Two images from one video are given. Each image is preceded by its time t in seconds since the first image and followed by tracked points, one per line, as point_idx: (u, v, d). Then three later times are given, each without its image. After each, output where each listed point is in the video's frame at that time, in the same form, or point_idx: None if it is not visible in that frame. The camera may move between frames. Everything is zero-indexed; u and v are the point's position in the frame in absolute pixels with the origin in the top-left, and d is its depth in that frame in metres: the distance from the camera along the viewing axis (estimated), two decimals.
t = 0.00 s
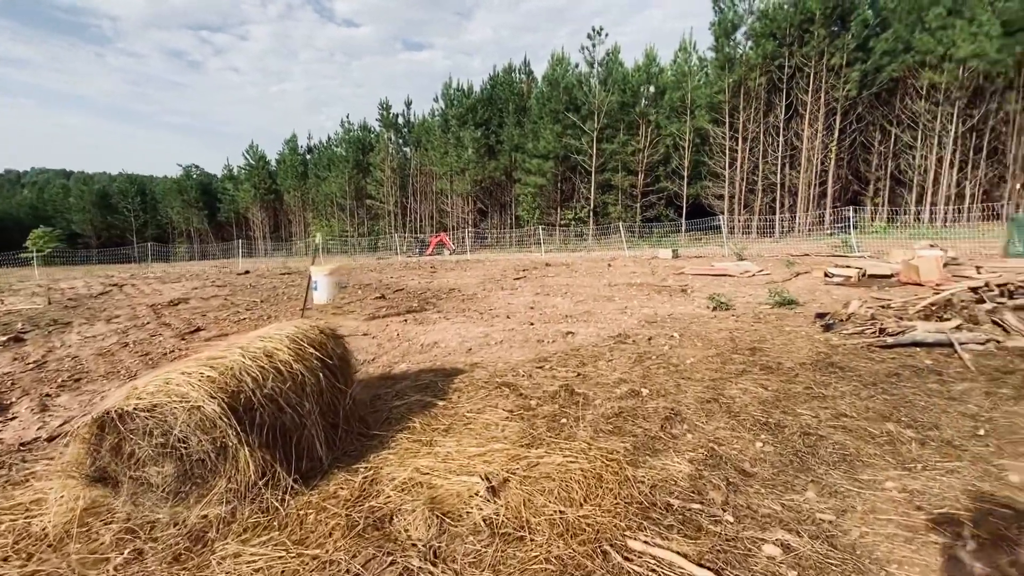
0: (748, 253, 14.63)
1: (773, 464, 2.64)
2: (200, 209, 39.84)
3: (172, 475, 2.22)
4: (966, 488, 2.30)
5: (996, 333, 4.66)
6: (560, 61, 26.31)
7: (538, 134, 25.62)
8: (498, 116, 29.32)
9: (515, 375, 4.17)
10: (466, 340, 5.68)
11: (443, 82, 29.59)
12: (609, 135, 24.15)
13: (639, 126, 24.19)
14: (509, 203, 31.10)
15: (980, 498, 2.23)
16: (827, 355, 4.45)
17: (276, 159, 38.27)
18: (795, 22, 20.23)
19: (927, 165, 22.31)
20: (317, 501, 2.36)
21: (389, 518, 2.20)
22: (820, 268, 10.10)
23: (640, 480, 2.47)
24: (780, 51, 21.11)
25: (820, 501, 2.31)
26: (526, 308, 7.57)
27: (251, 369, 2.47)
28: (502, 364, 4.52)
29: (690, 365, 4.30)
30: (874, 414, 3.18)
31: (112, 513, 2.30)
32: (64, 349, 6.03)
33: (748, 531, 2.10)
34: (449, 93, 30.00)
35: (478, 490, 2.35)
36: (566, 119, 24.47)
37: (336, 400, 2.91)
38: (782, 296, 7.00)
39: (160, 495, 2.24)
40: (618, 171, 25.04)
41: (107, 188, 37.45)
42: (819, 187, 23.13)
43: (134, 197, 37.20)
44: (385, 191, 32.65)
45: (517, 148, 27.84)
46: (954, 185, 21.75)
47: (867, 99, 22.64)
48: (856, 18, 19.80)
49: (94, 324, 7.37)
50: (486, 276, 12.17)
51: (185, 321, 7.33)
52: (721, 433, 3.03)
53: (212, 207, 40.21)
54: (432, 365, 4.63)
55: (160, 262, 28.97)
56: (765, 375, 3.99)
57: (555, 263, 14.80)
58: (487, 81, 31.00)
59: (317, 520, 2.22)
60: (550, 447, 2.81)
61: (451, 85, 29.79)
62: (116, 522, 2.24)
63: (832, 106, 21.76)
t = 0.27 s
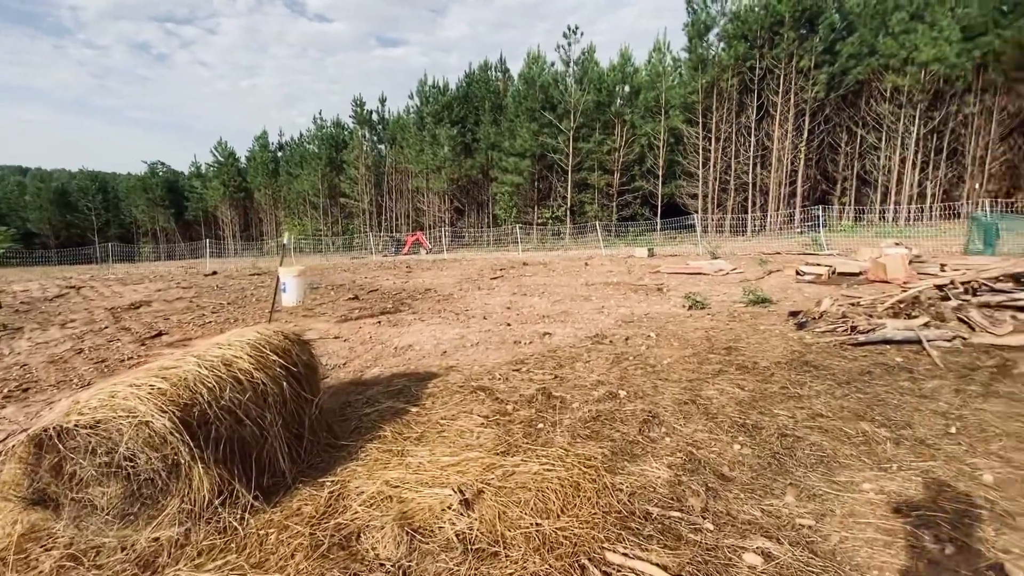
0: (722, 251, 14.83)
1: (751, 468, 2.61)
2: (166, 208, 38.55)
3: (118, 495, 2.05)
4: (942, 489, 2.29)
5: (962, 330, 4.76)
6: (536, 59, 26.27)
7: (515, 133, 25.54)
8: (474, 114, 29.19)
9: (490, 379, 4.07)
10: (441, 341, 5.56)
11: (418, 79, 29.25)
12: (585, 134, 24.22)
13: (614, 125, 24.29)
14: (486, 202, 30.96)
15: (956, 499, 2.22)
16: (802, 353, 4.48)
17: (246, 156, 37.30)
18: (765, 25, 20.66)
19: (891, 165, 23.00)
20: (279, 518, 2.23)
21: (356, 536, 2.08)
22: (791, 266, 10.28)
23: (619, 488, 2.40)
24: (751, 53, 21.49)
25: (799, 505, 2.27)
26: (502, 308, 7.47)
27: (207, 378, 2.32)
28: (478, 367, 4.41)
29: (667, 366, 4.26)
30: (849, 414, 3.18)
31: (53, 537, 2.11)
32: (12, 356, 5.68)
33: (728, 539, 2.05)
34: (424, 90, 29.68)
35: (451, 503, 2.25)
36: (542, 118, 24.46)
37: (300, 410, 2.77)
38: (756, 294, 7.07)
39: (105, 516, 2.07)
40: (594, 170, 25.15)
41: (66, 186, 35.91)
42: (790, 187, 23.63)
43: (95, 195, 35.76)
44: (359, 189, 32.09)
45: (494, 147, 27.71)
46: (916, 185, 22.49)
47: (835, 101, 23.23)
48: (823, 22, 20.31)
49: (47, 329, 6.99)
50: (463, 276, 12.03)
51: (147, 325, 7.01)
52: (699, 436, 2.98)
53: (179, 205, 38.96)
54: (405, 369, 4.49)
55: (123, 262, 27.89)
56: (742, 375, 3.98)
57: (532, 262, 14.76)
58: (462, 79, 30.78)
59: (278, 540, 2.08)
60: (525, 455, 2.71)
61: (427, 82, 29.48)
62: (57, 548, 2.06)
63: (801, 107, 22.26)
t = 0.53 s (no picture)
0: (697, 250, 14.97)
1: (732, 471, 2.56)
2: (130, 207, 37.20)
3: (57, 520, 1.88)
4: (921, 490, 2.27)
5: (932, 327, 4.83)
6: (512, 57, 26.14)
7: (491, 131, 25.37)
8: (450, 112, 28.96)
9: (466, 383, 3.95)
10: (416, 344, 5.41)
11: (393, 75, 28.81)
12: (561, 133, 24.20)
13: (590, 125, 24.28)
14: (464, 200, 30.73)
15: (937, 501, 2.20)
16: (778, 352, 4.48)
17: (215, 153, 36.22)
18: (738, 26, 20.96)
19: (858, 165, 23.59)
20: (236, 540, 2.08)
21: (320, 558, 1.95)
22: (765, 264, 10.40)
23: (599, 497, 2.32)
24: (725, 54, 21.78)
25: (782, 510, 2.22)
26: (479, 308, 7.35)
27: (160, 391, 2.20)
28: (454, 370, 4.28)
29: (646, 367, 4.21)
30: (827, 413, 3.18)
31: None
32: None
33: (712, 549, 1.99)
34: (400, 87, 29.27)
35: (423, 518, 2.14)
36: (519, 116, 24.34)
37: (263, 422, 2.66)
38: (732, 293, 7.10)
39: (44, 543, 1.90)
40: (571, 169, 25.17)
41: (22, 183, 34.33)
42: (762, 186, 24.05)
43: (54, 193, 34.28)
44: (333, 187, 31.45)
45: (470, 145, 27.47)
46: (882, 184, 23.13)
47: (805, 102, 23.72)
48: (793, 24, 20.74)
49: None
50: (439, 276, 11.85)
51: (105, 330, 6.68)
52: (679, 439, 2.92)
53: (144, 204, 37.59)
54: (378, 374, 4.34)
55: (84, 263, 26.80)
56: (720, 375, 3.95)
57: (510, 261, 14.66)
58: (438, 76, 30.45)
59: (236, 565, 1.94)
60: (502, 464, 2.61)
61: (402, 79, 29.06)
62: None
63: (773, 108, 22.66)
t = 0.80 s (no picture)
0: (675, 248, 15.02)
1: (720, 478, 2.46)
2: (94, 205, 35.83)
3: None
4: (913, 495, 2.21)
5: (909, 324, 4.84)
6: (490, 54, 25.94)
7: (469, 129, 25.15)
8: (427, 109, 28.67)
9: (442, 387, 3.79)
10: (391, 346, 5.22)
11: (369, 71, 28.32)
12: (540, 131, 24.12)
13: (569, 123, 24.27)
14: (442, 199, 30.44)
15: (929, 506, 2.13)
16: (760, 351, 4.44)
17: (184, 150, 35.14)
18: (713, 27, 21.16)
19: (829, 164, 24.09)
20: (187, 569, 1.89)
21: None
22: (742, 262, 10.46)
23: (583, 509, 2.19)
24: (700, 54, 21.97)
25: (773, 520, 2.13)
26: (457, 309, 7.18)
27: (100, 406, 2.02)
28: (430, 374, 4.12)
29: (628, 368, 4.11)
30: (812, 413, 3.12)
31: None
32: None
33: (702, 565, 1.88)
34: (375, 83, 28.80)
35: (394, 539, 1.99)
36: (497, 114, 24.17)
37: (219, 436, 2.48)
38: (711, 291, 7.07)
39: None
40: (549, 167, 25.11)
41: None
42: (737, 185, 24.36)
43: (11, 190, 32.77)
44: (307, 185, 30.79)
45: (448, 142, 27.18)
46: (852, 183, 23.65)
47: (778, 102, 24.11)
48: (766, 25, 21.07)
49: None
50: (416, 275, 11.63)
51: (59, 334, 6.30)
52: (663, 444, 2.81)
53: (108, 202, 36.26)
54: (350, 379, 4.15)
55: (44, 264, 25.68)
56: (703, 375, 3.87)
57: (488, 260, 14.49)
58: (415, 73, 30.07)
59: None
60: (479, 476, 2.46)
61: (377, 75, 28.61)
62: None
63: (747, 108, 22.96)
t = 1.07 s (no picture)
0: (657, 248, 15.03)
1: (715, 493, 2.34)
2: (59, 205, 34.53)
3: None
4: (917, 508, 2.12)
5: (894, 325, 4.82)
6: (470, 53, 25.69)
7: (449, 128, 24.90)
8: (406, 108, 28.33)
9: (421, 396, 3.60)
10: (368, 352, 5.01)
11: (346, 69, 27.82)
12: (520, 131, 24.00)
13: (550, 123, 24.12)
14: (422, 198, 30.08)
15: (935, 522, 2.03)
16: (747, 353, 4.36)
17: (154, 148, 34.08)
18: (691, 29, 21.33)
19: (805, 166, 24.50)
20: None
21: None
22: (724, 262, 10.47)
23: (573, 531, 2.04)
24: (679, 55, 22.08)
25: (771, 539, 2.02)
26: (438, 311, 6.99)
27: (35, 429, 1.80)
28: (408, 383, 3.92)
29: (615, 373, 3.98)
30: (804, 420, 3.02)
31: None
32: None
33: None
34: (353, 81, 28.32)
35: (368, 571, 1.82)
36: (478, 114, 23.95)
37: (174, 457, 2.27)
38: (695, 291, 7.01)
39: None
40: (530, 167, 25.00)
41: None
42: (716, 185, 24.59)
43: None
44: (283, 184, 30.13)
45: (428, 141, 26.86)
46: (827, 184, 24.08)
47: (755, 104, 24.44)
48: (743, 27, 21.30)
49: None
50: (396, 277, 11.36)
51: (13, 343, 5.93)
52: (655, 455, 2.68)
53: (74, 202, 34.95)
54: (324, 388, 3.93)
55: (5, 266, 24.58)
56: (692, 380, 3.76)
57: (470, 261, 14.29)
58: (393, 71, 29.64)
59: None
60: (460, 495, 2.31)
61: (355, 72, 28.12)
62: None
63: (725, 109, 23.19)
